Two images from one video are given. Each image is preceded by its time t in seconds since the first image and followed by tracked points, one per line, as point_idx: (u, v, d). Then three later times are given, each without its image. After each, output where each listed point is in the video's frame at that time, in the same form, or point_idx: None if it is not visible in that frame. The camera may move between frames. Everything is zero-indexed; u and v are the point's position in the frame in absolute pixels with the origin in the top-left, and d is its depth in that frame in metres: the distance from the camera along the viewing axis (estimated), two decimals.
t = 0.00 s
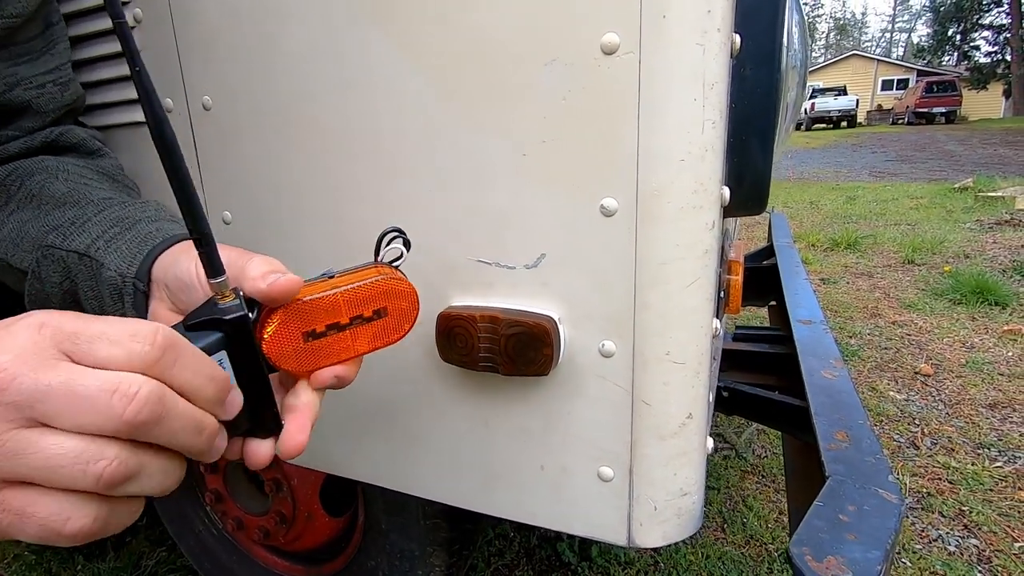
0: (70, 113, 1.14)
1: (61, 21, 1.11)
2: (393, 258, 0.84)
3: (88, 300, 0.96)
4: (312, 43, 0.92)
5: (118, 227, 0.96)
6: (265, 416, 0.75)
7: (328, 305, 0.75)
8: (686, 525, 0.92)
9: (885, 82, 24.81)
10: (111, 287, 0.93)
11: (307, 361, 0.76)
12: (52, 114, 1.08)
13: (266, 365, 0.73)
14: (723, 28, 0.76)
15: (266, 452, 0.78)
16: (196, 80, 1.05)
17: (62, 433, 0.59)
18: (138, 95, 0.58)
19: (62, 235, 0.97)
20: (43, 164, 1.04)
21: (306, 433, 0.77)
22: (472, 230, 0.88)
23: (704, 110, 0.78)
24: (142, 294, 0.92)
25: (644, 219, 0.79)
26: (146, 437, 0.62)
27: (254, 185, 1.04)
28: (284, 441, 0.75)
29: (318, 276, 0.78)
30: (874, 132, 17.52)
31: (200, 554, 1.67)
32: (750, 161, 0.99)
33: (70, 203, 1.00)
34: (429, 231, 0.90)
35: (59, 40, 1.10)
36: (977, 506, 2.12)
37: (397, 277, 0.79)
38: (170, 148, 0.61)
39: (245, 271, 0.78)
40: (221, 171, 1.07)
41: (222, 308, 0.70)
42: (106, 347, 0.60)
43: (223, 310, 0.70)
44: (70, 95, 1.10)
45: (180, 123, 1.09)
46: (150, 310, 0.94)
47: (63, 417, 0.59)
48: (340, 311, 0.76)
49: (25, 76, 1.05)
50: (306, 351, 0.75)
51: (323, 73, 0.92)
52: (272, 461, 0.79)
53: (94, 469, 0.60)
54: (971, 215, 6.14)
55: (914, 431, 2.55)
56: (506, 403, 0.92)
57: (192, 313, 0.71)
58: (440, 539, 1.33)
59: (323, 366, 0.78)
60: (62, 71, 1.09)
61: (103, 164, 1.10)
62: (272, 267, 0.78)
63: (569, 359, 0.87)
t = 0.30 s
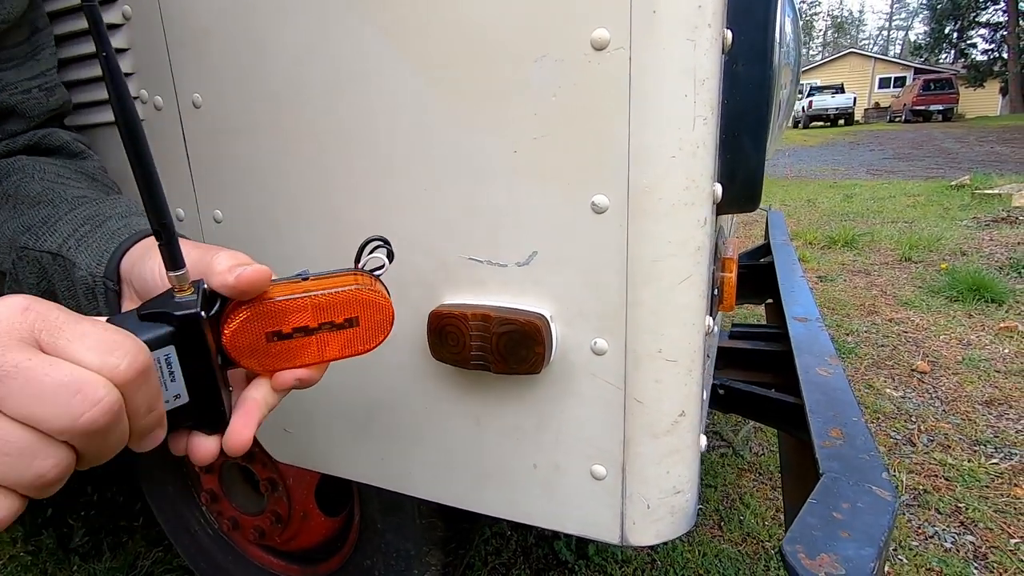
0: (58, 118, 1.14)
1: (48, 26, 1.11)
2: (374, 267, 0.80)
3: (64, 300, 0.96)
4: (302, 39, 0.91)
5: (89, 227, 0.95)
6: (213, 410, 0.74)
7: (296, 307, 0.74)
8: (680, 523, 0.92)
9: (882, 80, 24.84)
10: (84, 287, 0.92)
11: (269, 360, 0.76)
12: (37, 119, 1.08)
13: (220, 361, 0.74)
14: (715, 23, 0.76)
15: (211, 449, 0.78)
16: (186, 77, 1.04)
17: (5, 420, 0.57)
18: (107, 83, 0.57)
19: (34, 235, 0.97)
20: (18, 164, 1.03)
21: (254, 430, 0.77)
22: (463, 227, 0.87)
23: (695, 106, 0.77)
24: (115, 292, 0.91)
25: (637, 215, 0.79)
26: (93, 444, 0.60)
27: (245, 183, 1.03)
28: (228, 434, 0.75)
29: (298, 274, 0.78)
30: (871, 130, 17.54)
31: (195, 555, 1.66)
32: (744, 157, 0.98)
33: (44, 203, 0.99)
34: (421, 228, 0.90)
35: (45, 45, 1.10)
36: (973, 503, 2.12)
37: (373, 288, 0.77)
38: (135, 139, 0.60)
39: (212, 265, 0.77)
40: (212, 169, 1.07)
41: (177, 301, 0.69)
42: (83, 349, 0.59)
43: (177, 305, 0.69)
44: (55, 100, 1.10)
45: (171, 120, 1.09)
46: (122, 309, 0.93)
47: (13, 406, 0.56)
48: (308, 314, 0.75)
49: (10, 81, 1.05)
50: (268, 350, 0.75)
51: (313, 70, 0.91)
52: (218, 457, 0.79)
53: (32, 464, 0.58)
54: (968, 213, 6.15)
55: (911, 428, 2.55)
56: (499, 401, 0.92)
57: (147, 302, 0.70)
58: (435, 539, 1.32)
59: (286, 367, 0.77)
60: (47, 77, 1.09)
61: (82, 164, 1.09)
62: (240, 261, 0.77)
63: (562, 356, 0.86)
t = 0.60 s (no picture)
0: (45, 110, 1.13)
1: (37, 20, 1.10)
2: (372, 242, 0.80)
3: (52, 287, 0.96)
4: (294, 33, 0.90)
5: (74, 212, 0.95)
6: (220, 400, 0.74)
7: (296, 289, 0.74)
8: (675, 518, 0.92)
9: (880, 77, 24.84)
10: (71, 272, 0.93)
11: (273, 343, 0.76)
12: (23, 111, 1.07)
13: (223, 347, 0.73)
14: (709, 15, 0.75)
15: (224, 437, 0.77)
16: (177, 72, 1.03)
17: None
18: (87, 78, 0.57)
19: (19, 222, 0.96)
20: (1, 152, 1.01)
21: (263, 414, 0.77)
22: (457, 222, 0.87)
23: (689, 99, 0.77)
24: (102, 277, 0.92)
25: (630, 209, 0.78)
26: (87, 445, 0.61)
27: (238, 179, 1.03)
28: (236, 420, 0.75)
29: (291, 256, 0.76)
30: (869, 127, 17.53)
31: (192, 553, 1.66)
32: (739, 151, 0.98)
33: (29, 190, 0.98)
34: (413, 223, 0.89)
35: (32, 38, 1.09)
36: (970, 498, 2.12)
37: (373, 264, 0.76)
38: (120, 130, 0.60)
39: (204, 250, 0.76)
40: (204, 165, 1.06)
41: (174, 290, 0.69)
42: (67, 347, 0.59)
43: (173, 294, 0.69)
44: (43, 92, 1.09)
45: (163, 116, 1.08)
46: (111, 294, 0.93)
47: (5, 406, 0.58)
48: (309, 295, 0.74)
49: None
50: (271, 333, 0.75)
51: (304, 65, 0.91)
52: (229, 447, 0.78)
53: (31, 463, 0.60)
54: (966, 209, 6.15)
55: (908, 424, 2.55)
56: (494, 396, 0.91)
57: (141, 292, 0.69)
58: (432, 536, 1.32)
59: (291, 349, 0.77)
60: (35, 68, 1.08)
61: (69, 153, 1.09)
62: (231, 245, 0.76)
63: (557, 352, 0.86)
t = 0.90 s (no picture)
0: (41, 110, 1.11)
1: (34, 19, 1.09)
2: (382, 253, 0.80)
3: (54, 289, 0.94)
4: (288, 26, 0.89)
5: (81, 212, 0.94)
6: (225, 395, 0.72)
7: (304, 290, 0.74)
8: (675, 515, 0.91)
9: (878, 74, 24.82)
10: (75, 273, 0.91)
11: (277, 343, 0.75)
12: (18, 110, 1.06)
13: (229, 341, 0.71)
14: (708, 6, 0.75)
15: (219, 435, 0.76)
16: (172, 66, 1.02)
17: (13, 401, 0.56)
18: (134, 52, 0.56)
19: (23, 223, 0.95)
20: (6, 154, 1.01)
21: (263, 412, 0.77)
22: (455, 216, 0.86)
23: (689, 90, 0.76)
24: (109, 277, 0.90)
25: (630, 203, 0.78)
26: (102, 427, 0.60)
27: (233, 174, 1.01)
28: (237, 415, 0.75)
29: (303, 258, 0.77)
30: (868, 124, 17.52)
31: (190, 551, 1.65)
32: (738, 145, 0.97)
33: (33, 192, 0.98)
34: (410, 218, 0.88)
35: (28, 38, 1.08)
36: (969, 493, 2.12)
37: (380, 271, 0.77)
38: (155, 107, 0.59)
39: (223, 244, 0.75)
40: (200, 160, 1.05)
41: (189, 277, 0.67)
42: (82, 328, 0.57)
43: (188, 280, 0.67)
44: (39, 92, 1.08)
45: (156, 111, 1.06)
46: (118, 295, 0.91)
47: (20, 389, 0.56)
48: (316, 297, 0.74)
49: None
50: (277, 332, 0.74)
51: (299, 59, 0.90)
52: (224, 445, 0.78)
53: (48, 447, 0.59)
54: (964, 205, 6.15)
55: (907, 420, 2.55)
56: (493, 392, 0.90)
57: (156, 278, 0.68)
58: (431, 533, 1.31)
59: (294, 350, 0.76)
60: (30, 68, 1.06)
61: (69, 156, 1.09)
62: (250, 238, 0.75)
63: (556, 347, 0.85)
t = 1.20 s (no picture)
0: (40, 108, 1.11)
1: (32, 17, 1.08)
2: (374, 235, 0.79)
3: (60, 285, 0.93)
4: (285, 22, 0.89)
5: (89, 208, 0.93)
6: (225, 379, 0.72)
7: (299, 274, 0.74)
8: (675, 510, 0.91)
9: (877, 70, 24.80)
10: (83, 269, 0.90)
11: (273, 328, 0.75)
12: (19, 108, 1.05)
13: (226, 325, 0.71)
14: None
15: (217, 418, 0.74)
16: (168, 61, 1.01)
17: (27, 385, 0.56)
18: (115, 29, 0.59)
19: (28, 219, 0.94)
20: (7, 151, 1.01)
21: (261, 397, 0.76)
22: (453, 212, 0.85)
23: (688, 85, 0.76)
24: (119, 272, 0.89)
25: (629, 198, 0.77)
26: (117, 405, 0.60)
27: (231, 172, 1.01)
28: (235, 400, 0.74)
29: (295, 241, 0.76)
30: (867, 120, 17.52)
31: (190, 549, 1.65)
32: (737, 139, 0.97)
33: (37, 188, 0.97)
34: (408, 214, 0.88)
35: (25, 35, 1.07)
36: (967, 489, 2.12)
37: (374, 252, 0.77)
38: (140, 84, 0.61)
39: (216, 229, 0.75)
40: (196, 157, 1.04)
41: (182, 258, 0.67)
42: (87, 309, 0.57)
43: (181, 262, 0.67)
44: (38, 89, 1.08)
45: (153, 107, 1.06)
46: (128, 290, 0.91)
47: (32, 371, 0.56)
48: (311, 281, 0.74)
49: None
50: (273, 317, 0.74)
51: (296, 54, 0.89)
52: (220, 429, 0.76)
53: (66, 429, 0.59)
54: (963, 202, 6.15)
55: (906, 416, 2.56)
56: (492, 388, 0.90)
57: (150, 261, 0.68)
58: (431, 530, 1.31)
59: (290, 334, 0.76)
60: (29, 66, 1.05)
61: (69, 152, 1.08)
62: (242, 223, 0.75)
63: (555, 343, 0.85)
